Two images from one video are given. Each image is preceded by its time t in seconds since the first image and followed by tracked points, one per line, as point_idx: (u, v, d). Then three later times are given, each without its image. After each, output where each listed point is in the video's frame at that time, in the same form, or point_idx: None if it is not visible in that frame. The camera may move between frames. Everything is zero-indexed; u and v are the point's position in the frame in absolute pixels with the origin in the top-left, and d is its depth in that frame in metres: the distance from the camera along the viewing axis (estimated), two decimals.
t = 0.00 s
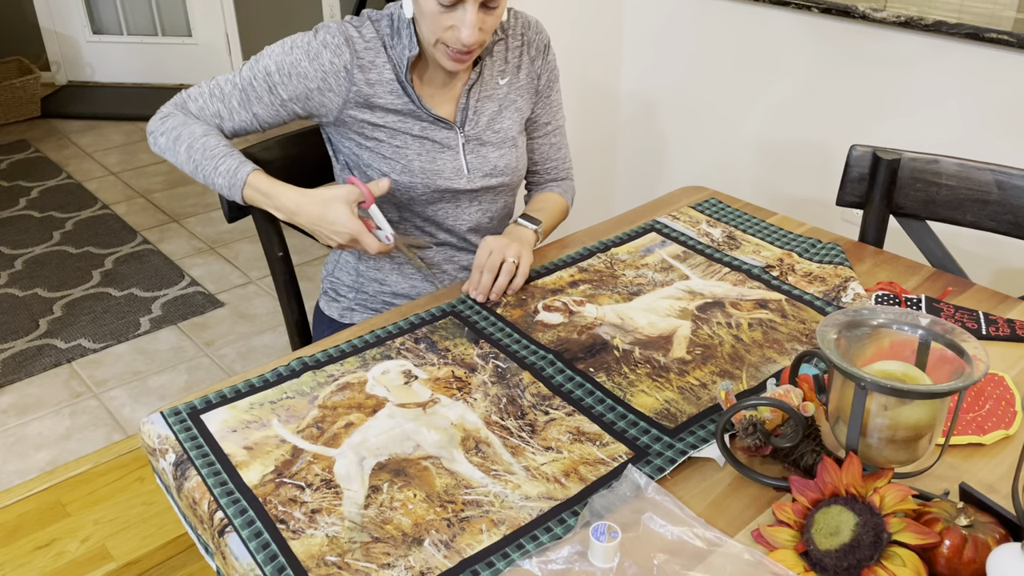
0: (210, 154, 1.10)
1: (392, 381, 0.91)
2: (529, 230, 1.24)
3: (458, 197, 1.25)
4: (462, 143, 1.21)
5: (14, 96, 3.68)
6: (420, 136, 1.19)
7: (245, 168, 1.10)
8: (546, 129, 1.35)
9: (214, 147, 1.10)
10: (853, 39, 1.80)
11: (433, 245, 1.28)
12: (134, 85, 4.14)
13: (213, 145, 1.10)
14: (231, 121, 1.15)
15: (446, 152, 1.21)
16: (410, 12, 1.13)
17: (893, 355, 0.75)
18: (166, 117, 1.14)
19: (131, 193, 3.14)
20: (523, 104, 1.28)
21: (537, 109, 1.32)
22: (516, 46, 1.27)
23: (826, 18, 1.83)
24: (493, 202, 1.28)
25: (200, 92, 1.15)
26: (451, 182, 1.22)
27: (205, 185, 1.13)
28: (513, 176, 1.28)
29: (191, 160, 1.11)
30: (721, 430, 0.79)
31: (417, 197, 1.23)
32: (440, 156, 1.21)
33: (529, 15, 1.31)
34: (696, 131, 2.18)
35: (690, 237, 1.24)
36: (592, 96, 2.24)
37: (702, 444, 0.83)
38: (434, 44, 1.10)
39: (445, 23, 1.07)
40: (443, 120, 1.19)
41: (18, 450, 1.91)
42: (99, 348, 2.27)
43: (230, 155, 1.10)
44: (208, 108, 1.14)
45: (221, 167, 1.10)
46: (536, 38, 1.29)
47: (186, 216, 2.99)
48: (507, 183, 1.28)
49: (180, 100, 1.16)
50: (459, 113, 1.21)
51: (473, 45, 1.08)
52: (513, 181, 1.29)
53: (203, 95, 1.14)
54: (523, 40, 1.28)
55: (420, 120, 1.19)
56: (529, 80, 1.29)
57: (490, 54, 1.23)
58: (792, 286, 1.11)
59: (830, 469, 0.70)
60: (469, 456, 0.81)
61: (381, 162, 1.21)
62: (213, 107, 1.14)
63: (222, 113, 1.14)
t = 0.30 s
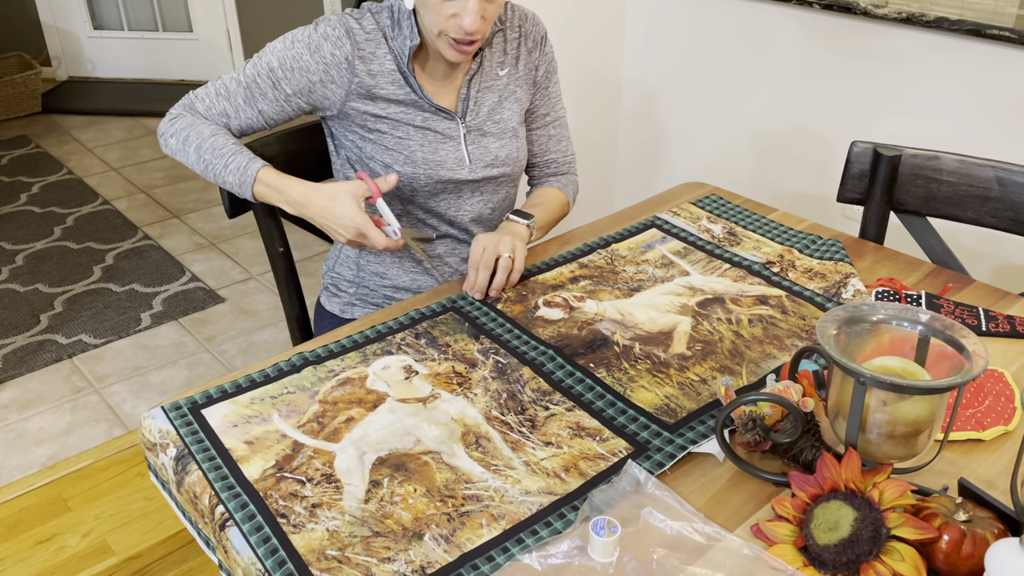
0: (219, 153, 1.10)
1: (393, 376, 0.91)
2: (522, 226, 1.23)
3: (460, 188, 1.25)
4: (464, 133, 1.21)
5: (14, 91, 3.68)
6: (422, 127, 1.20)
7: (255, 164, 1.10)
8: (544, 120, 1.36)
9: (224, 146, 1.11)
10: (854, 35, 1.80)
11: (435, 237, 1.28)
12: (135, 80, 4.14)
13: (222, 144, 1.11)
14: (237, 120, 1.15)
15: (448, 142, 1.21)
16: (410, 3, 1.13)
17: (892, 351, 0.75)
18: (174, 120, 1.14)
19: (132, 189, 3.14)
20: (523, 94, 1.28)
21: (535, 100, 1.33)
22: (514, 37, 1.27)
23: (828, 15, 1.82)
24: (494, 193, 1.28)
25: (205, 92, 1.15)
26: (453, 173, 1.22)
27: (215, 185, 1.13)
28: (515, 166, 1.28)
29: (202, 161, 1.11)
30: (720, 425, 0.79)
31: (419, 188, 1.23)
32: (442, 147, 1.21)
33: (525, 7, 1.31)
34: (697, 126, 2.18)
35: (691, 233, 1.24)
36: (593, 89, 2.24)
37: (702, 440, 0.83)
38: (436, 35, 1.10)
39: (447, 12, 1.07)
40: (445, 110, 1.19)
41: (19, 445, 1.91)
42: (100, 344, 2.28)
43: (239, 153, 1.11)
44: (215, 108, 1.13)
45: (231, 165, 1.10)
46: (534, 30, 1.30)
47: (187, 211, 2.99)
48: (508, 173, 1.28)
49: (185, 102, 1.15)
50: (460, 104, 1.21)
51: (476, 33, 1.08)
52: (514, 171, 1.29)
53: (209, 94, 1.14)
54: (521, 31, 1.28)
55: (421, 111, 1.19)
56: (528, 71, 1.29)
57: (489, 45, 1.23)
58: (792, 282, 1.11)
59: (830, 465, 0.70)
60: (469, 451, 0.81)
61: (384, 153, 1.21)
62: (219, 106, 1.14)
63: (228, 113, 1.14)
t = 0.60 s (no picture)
0: (227, 162, 1.11)
1: (394, 373, 0.91)
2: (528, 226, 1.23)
3: (461, 186, 1.25)
4: (464, 133, 1.21)
5: (15, 89, 3.68)
6: (423, 126, 1.19)
7: (265, 172, 1.11)
8: (544, 118, 1.35)
9: (232, 155, 1.11)
10: (855, 33, 1.80)
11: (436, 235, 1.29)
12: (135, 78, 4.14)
13: (229, 153, 1.11)
14: (242, 126, 1.15)
15: (449, 141, 1.21)
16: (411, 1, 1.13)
17: (893, 348, 0.75)
18: (180, 130, 1.14)
19: (132, 186, 3.14)
20: (524, 92, 1.28)
21: (535, 97, 1.33)
22: (514, 34, 1.27)
23: (830, 13, 1.82)
24: (495, 191, 1.28)
25: (209, 99, 1.15)
26: (454, 172, 1.22)
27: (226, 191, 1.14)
28: (515, 164, 1.28)
29: (211, 171, 1.12)
30: (720, 422, 0.79)
31: (420, 186, 1.23)
32: (443, 145, 1.21)
33: (526, 5, 1.31)
34: (698, 124, 2.18)
35: (692, 231, 1.24)
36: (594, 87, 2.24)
37: (703, 437, 0.83)
38: (436, 32, 1.09)
39: (447, 10, 1.07)
40: (446, 109, 1.19)
41: (20, 442, 1.91)
42: (101, 341, 2.28)
43: (247, 162, 1.11)
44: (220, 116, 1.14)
45: (240, 174, 1.11)
46: (534, 27, 1.30)
47: (188, 209, 2.99)
48: (509, 171, 1.28)
49: (190, 111, 1.16)
50: (461, 103, 1.21)
51: (475, 32, 1.08)
52: (515, 170, 1.29)
53: (214, 102, 1.14)
54: (521, 28, 1.28)
55: (422, 110, 1.19)
56: (528, 68, 1.29)
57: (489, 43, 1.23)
58: (793, 280, 1.11)
59: (830, 462, 0.70)
60: (469, 447, 0.81)
61: (385, 152, 1.21)
62: (224, 114, 1.14)
63: (233, 119, 1.14)
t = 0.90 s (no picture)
0: (233, 166, 1.11)
1: (394, 373, 0.91)
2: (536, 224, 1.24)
3: (464, 188, 1.25)
4: (468, 134, 1.21)
5: (15, 88, 3.67)
6: (427, 128, 1.19)
7: (270, 176, 1.11)
8: (546, 118, 1.35)
9: (238, 160, 1.11)
10: (857, 31, 1.79)
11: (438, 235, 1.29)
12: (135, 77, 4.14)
13: (234, 158, 1.11)
14: (246, 130, 1.15)
15: (452, 143, 1.21)
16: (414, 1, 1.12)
17: (895, 348, 0.74)
18: (184, 135, 1.14)
19: (132, 185, 3.13)
20: (527, 93, 1.28)
21: (537, 98, 1.32)
22: (517, 35, 1.27)
23: (832, 11, 1.82)
24: (498, 192, 1.28)
25: (213, 104, 1.14)
26: (457, 174, 1.22)
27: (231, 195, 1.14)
28: (518, 165, 1.28)
29: (217, 175, 1.12)
30: (721, 423, 0.79)
31: (424, 188, 1.23)
32: (447, 147, 1.20)
33: (528, 4, 1.30)
34: (699, 123, 2.17)
35: (693, 231, 1.24)
36: (595, 87, 2.23)
37: (703, 438, 0.83)
38: (440, 35, 1.10)
39: (451, 13, 1.07)
40: (449, 110, 1.18)
41: (19, 442, 1.91)
42: (101, 340, 2.28)
43: (253, 166, 1.11)
44: (224, 121, 1.14)
45: (245, 178, 1.11)
46: (536, 27, 1.29)
47: (188, 208, 2.99)
48: (512, 173, 1.28)
49: (194, 116, 1.15)
50: (465, 104, 1.21)
51: (479, 35, 1.08)
52: (517, 171, 1.28)
53: (217, 106, 1.14)
54: (523, 29, 1.27)
55: (425, 111, 1.18)
56: (531, 69, 1.29)
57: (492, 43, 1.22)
58: (794, 280, 1.11)
59: (831, 462, 0.70)
60: (469, 447, 0.81)
61: (388, 154, 1.20)
62: (228, 118, 1.14)
63: (238, 124, 1.14)
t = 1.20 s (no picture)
0: (234, 166, 1.10)
1: (395, 374, 0.91)
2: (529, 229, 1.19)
3: (465, 191, 1.24)
4: (470, 136, 1.21)
5: (15, 87, 3.67)
6: (429, 130, 1.19)
7: (273, 177, 1.10)
8: (549, 121, 1.35)
9: (240, 160, 1.11)
10: (859, 31, 1.79)
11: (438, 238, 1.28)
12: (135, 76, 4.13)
13: (236, 157, 1.11)
14: (248, 129, 1.14)
15: (455, 145, 1.20)
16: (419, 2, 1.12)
17: (897, 350, 0.74)
18: (185, 133, 1.14)
19: (132, 185, 3.13)
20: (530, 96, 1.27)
21: (540, 101, 1.32)
22: (522, 37, 1.26)
23: (833, 11, 1.81)
24: (499, 195, 1.28)
25: (215, 102, 1.14)
26: (459, 176, 1.21)
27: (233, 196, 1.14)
28: (520, 168, 1.27)
29: (219, 174, 1.11)
30: (722, 426, 0.78)
31: (426, 191, 1.22)
32: (449, 149, 1.20)
33: (533, 6, 1.30)
34: (700, 123, 2.17)
35: (693, 232, 1.24)
36: (596, 88, 2.24)
37: (704, 440, 0.83)
38: (445, 40, 1.09)
39: (457, 17, 1.07)
40: (452, 113, 1.18)
41: (19, 442, 1.91)
42: (100, 340, 2.27)
43: (254, 166, 1.11)
44: (226, 120, 1.13)
45: (248, 179, 1.10)
46: (541, 29, 1.29)
47: (188, 208, 2.99)
48: (514, 176, 1.27)
49: (196, 114, 1.15)
50: (468, 106, 1.20)
51: (484, 41, 1.08)
52: (519, 174, 1.28)
53: (220, 105, 1.14)
54: (528, 31, 1.27)
55: (428, 113, 1.18)
56: (535, 72, 1.28)
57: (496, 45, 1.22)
58: (796, 281, 1.11)
59: (832, 466, 0.70)
60: (469, 450, 0.81)
61: (390, 156, 1.20)
62: (230, 117, 1.13)
63: (240, 123, 1.14)
